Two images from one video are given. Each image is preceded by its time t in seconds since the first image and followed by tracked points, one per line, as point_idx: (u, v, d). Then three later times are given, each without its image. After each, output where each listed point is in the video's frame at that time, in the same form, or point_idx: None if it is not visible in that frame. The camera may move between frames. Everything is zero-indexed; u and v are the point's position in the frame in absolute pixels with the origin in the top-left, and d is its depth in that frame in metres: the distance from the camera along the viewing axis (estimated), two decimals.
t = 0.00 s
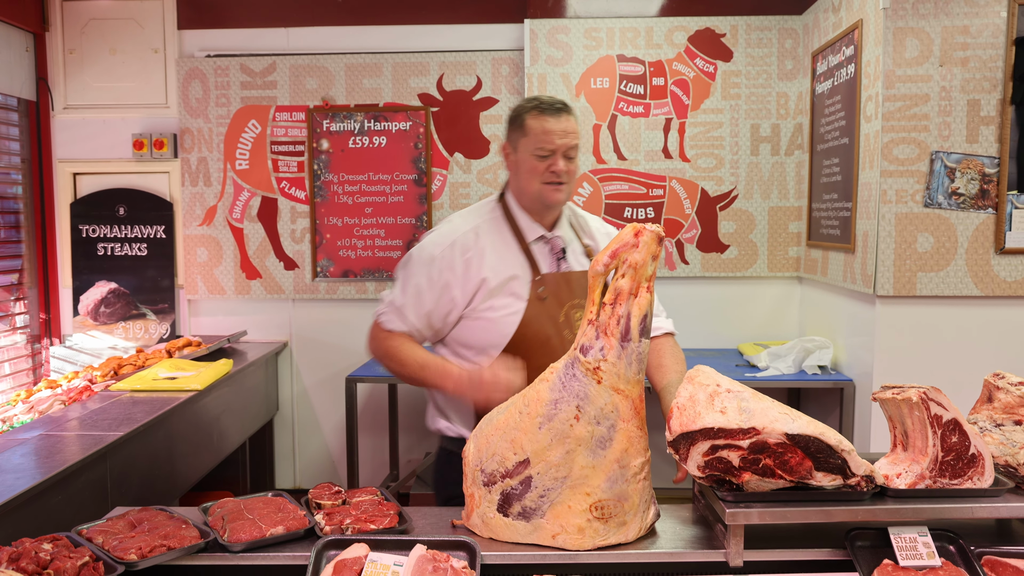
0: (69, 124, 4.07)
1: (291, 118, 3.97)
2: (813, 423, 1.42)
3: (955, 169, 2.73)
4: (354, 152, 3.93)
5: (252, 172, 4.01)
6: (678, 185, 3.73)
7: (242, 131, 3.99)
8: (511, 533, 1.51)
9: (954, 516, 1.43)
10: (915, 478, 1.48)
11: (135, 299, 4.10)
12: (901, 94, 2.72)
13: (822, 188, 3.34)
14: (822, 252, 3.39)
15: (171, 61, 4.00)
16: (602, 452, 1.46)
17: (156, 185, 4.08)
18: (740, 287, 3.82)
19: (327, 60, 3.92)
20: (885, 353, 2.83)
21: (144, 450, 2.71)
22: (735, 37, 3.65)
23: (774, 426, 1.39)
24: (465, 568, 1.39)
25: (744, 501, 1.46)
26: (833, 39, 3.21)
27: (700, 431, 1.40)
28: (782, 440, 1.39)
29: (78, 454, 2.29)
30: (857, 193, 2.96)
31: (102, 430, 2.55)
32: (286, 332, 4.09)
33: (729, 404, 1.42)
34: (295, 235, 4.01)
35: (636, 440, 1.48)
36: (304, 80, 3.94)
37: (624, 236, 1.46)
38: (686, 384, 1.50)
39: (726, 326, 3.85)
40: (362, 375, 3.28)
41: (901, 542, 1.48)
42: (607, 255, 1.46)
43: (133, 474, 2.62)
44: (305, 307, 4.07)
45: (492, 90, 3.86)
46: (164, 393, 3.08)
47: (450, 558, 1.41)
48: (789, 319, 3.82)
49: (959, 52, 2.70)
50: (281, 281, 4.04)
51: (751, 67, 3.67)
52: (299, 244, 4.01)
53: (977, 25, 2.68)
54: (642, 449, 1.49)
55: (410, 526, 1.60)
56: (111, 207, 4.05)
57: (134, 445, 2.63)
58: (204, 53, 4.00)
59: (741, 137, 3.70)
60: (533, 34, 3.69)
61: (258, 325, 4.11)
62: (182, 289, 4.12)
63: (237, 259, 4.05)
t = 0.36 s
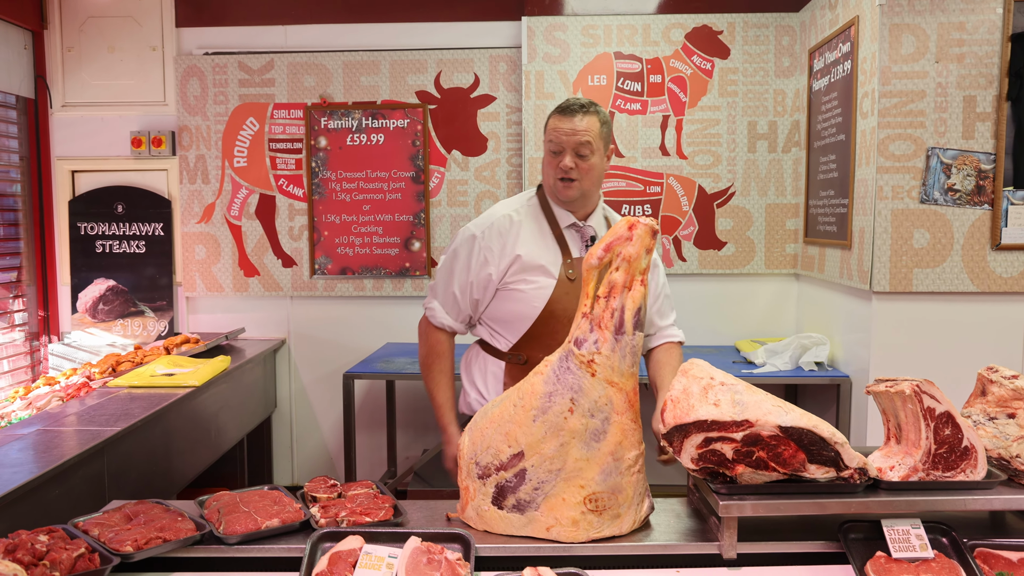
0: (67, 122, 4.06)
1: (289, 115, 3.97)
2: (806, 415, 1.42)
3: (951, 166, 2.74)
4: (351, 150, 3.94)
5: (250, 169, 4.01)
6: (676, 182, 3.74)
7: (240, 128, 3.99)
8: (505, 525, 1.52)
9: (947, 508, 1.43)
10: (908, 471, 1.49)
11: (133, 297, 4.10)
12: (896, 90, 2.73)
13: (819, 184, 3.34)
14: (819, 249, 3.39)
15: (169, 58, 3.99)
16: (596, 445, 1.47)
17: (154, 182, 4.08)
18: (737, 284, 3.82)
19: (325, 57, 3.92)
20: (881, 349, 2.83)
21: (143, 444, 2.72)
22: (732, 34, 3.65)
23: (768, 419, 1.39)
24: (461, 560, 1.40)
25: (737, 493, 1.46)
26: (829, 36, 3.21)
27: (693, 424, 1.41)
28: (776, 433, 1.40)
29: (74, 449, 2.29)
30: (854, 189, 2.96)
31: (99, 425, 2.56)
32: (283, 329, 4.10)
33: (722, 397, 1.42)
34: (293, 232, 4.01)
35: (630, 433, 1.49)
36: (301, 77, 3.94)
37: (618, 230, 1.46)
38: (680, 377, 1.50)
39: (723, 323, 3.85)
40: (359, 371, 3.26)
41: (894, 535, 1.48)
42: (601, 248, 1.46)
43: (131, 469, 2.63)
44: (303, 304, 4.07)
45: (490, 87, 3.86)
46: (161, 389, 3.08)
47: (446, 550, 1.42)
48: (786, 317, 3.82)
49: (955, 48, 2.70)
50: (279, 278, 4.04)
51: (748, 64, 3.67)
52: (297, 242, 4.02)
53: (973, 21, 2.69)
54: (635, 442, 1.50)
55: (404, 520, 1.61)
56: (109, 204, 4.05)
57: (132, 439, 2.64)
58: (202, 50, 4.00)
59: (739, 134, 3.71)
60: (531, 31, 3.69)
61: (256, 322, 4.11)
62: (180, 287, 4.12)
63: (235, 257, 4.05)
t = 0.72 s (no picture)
0: (65, 120, 4.05)
1: (286, 113, 3.96)
2: (801, 410, 1.42)
3: (948, 163, 2.73)
4: (348, 148, 3.93)
5: (247, 167, 4.00)
6: (673, 180, 3.73)
7: (238, 126, 3.99)
8: (500, 520, 1.52)
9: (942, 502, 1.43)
10: (902, 465, 1.49)
11: (130, 295, 4.08)
12: (892, 87, 2.73)
13: (816, 182, 3.34)
14: (816, 246, 3.39)
15: (167, 56, 3.98)
16: (589, 440, 1.47)
17: (151, 180, 4.07)
18: (734, 282, 3.82)
19: (322, 55, 3.91)
20: (876, 347, 2.84)
21: (139, 440, 2.73)
22: (729, 32, 3.65)
23: (762, 414, 1.39)
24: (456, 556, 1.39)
25: (731, 488, 1.46)
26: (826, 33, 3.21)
27: (686, 418, 1.40)
28: (770, 427, 1.40)
29: (69, 446, 2.28)
30: (850, 186, 2.96)
31: (96, 422, 2.56)
32: (280, 327, 4.10)
33: (717, 391, 1.41)
34: (291, 230, 4.01)
35: (624, 428, 1.49)
36: (299, 75, 3.94)
37: (612, 224, 1.46)
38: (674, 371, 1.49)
39: (721, 321, 3.85)
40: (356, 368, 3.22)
41: (888, 529, 1.48)
42: (595, 243, 1.46)
43: (128, 464, 2.64)
44: (300, 302, 4.07)
45: (487, 85, 3.86)
46: (158, 386, 3.08)
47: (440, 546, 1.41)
48: (783, 314, 3.82)
49: (951, 45, 2.70)
50: (276, 276, 4.04)
51: (746, 61, 3.67)
52: (294, 239, 4.02)
53: (970, 17, 2.69)
54: (629, 437, 1.50)
55: (398, 515, 1.60)
56: (106, 202, 4.04)
57: (129, 435, 2.65)
58: (199, 48, 3.99)
59: (736, 131, 3.70)
60: (528, 28, 3.68)
61: (253, 320, 4.11)
62: (177, 285, 4.12)
63: (232, 254, 4.05)
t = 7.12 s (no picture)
0: None
1: (146, 96, 3.59)
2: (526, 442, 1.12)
3: (832, 144, 2.43)
4: (213, 134, 3.59)
5: (104, 155, 3.62)
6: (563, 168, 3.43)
7: (92, 109, 3.60)
8: None
9: (709, 560, 1.10)
10: (664, 511, 1.15)
11: None
12: (770, 59, 2.42)
13: (708, 168, 3.03)
14: (709, 239, 3.08)
15: (12, 32, 3.59)
16: (260, 478, 1.12)
17: None
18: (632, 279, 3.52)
19: (184, 31, 3.56)
20: (756, 350, 2.54)
21: None
22: (622, 6, 3.34)
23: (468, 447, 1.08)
24: None
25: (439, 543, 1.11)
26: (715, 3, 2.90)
27: (369, 453, 1.08)
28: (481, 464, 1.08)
29: None
30: (732, 171, 2.65)
31: None
32: (144, 329, 3.74)
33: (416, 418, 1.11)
34: (153, 224, 3.66)
35: (309, 462, 1.15)
36: (158, 54, 3.57)
37: (284, 202, 1.17)
38: (377, 392, 1.23)
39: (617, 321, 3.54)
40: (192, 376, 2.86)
41: None
42: (263, 226, 1.17)
43: None
44: (165, 302, 3.73)
45: (363, 65, 3.54)
46: None
47: None
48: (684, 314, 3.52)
49: (834, 11, 2.40)
50: (137, 274, 3.69)
51: (641, 38, 3.36)
52: (156, 234, 3.67)
53: None
54: (318, 474, 1.16)
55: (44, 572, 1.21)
56: None
57: None
58: (49, 23, 3.61)
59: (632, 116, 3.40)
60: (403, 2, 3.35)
61: (114, 321, 3.76)
62: (29, 284, 3.74)
63: (90, 250, 3.69)
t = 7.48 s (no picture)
0: None
1: (152, 99, 3.66)
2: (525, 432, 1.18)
3: (824, 148, 2.50)
4: (218, 137, 3.65)
5: (111, 158, 3.69)
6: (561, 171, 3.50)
7: (100, 113, 3.67)
8: (172, 564, 1.20)
9: (698, 544, 1.17)
10: (656, 499, 1.22)
11: None
12: (763, 65, 2.48)
13: (704, 171, 3.09)
14: (704, 241, 3.15)
15: (21, 37, 3.65)
16: (274, 467, 1.19)
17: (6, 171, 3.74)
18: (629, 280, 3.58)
19: (189, 37, 3.62)
20: (750, 348, 2.60)
21: None
22: (620, 12, 3.41)
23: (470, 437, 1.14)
24: None
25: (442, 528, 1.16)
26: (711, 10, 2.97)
27: (377, 442, 1.15)
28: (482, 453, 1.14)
29: None
30: (727, 174, 2.71)
31: None
32: (150, 329, 3.81)
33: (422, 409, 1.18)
34: (159, 225, 3.72)
35: (320, 452, 1.22)
36: (164, 59, 3.64)
37: (296, 206, 1.24)
38: (383, 385, 1.29)
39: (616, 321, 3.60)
40: (199, 374, 2.92)
41: None
42: (277, 229, 1.24)
43: None
44: (170, 302, 3.79)
45: (366, 69, 3.60)
46: None
47: None
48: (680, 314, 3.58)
49: (825, 19, 2.47)
50: (144, 275, 3.76)
51: (638, 44, 3.43)
52: (162, 235, 3.73)
53: None
54: (328, 463, 1.22)
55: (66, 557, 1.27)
56: None
57: None
58: (58, 28, 3.67)
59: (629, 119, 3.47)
60: (405, 7, 3.42)
61: (121, 321, 3.82)
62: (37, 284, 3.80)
63: (97, 251, 3.75)
